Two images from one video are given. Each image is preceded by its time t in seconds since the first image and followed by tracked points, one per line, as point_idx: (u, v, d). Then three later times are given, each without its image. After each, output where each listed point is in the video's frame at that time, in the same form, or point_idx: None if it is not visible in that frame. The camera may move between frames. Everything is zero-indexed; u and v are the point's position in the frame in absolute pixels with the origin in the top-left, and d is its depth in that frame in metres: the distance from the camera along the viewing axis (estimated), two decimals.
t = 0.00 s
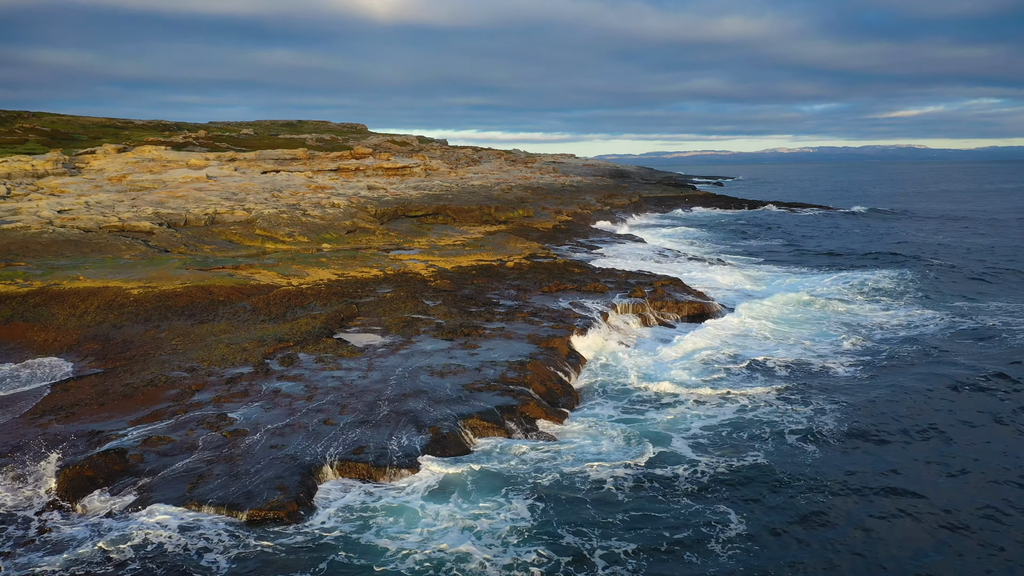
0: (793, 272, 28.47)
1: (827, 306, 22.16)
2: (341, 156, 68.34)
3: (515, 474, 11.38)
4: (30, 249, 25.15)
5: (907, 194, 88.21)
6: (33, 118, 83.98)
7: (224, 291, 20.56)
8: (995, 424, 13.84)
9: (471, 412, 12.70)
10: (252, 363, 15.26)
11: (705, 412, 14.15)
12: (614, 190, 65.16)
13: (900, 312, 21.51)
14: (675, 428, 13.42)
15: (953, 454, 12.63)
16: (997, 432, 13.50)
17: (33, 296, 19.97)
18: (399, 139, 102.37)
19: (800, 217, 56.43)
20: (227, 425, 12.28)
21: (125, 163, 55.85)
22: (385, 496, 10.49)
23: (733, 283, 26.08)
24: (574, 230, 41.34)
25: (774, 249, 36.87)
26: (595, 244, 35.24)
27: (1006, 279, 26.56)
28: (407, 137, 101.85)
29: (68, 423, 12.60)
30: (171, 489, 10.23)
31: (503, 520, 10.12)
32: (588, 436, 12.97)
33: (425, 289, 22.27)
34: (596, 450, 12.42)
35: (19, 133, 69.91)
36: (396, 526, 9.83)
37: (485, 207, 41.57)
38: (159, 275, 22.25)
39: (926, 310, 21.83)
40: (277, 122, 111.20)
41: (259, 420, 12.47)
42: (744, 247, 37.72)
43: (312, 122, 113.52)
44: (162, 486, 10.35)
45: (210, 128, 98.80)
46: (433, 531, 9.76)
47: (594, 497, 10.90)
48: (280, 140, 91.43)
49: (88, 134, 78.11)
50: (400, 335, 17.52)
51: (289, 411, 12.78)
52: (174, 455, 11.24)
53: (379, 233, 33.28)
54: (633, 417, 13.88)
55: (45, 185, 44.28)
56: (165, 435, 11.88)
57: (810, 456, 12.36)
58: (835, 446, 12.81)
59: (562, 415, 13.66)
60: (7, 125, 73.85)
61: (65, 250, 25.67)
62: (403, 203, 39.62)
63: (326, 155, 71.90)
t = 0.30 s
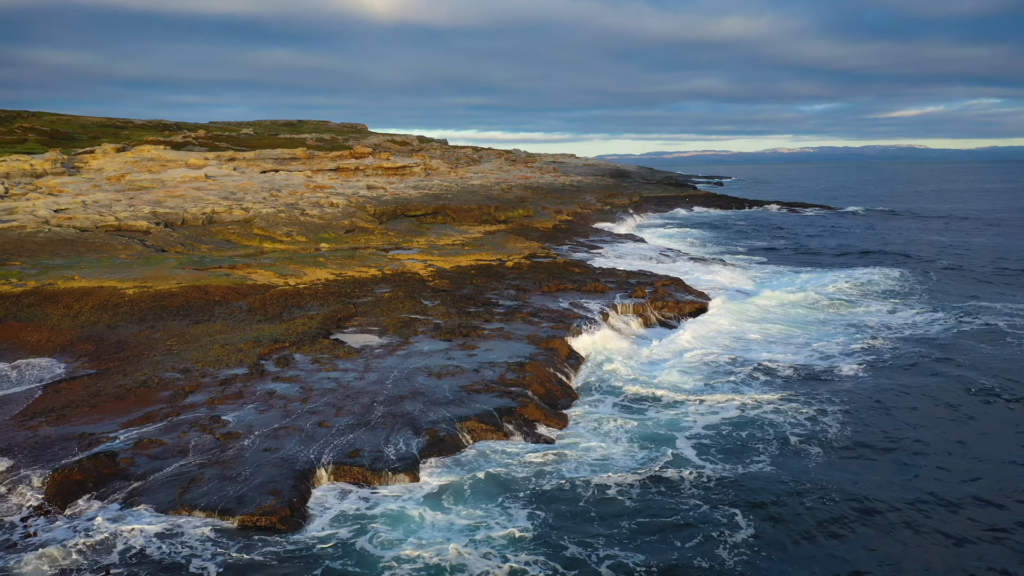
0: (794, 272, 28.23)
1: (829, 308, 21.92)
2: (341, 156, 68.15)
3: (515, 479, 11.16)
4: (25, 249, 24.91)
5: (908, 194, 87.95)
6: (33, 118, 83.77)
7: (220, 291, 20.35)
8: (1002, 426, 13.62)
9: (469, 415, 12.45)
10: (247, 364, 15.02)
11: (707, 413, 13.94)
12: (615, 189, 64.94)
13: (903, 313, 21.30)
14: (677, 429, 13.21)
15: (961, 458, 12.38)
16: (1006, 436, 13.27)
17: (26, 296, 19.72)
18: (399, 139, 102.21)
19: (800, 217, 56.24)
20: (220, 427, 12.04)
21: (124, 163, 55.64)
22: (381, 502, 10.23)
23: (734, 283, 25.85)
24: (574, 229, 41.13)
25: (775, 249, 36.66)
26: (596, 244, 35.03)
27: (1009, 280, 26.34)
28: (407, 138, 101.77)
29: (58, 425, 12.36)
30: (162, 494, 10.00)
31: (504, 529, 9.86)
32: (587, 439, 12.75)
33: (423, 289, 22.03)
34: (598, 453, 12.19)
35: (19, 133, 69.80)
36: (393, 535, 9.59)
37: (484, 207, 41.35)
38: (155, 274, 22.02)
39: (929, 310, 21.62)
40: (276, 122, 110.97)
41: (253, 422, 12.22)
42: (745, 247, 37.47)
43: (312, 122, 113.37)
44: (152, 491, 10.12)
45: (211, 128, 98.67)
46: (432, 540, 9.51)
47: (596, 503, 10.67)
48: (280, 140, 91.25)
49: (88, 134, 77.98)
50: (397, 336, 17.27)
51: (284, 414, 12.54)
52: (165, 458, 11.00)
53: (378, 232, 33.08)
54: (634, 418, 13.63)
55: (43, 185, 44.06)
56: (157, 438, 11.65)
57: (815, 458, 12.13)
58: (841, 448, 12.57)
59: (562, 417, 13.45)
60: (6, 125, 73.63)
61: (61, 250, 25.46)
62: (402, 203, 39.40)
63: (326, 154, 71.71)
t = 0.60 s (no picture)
0: (796, 272, 28.03)
1: (832, 308, 21.69)
2: (340, 155, 67.94)
3: (516, 484, 10.94)
4: (20, 249, 24.66)
5: (909, 194, 87.70)
6: (32, 118, 83.59)
7: (216, 290, 20.12)
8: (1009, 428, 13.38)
9: (467, 417, 12.23)
10: (242, 365, 14.80)
11: (710, 414, 13.72)
12: (616, 189, 64.71)
13: (907, 313, 21.09)
14: (679, 430, 12.99)
15: (968, 460, 12.14)
16: (1014, 437, 13.01)
17: (20, 296, 19.49)
18: (400, 138, 102.04)
19: (801, 217, 56.04)
20: (213, 430, 11.81)
21: (123, 162, 55.38)
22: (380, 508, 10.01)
23: (735, 283, 25.65)
24: (574, 229, 40.91)
25: (776, 249, 36.44)
26: (596, 243, 34.85)
27: (1014, 279, 26.08)
28: (408, 137, 101.61)
29: (49, 428, 12.14)
30: (152, 499, 9.77)
31: (504, 539, 9.59)
32: (588, 441, 12.50)
33: (422, 289, 21.79)
34: (601, 456, 11.97)
35: (19, 132, 69.56)
36: (390, 543, 9.32)
37: (484, 206, 41.12)
38: (151, 274, 21.79)
39: (933, 310, 21.39)
40: (276, 122, 110.74)
41: (247, 424, 12.01)
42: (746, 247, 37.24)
43: (312, 121, 113.18)
44: (142, 495, 9.89)
45: (211, 127, 98.52)
46: (429, 548, 9.24)
47: (599, 509, 10.45)
48: (280, 139, 91.02)
49: (87, 133, 77.77)
50: (395, 336, 17.04)
51: (279, 416, 12.33)
52: (156, 462, 10.78)
53: (377, 232, 32.88)
54: (636, 419, 13.39)
55: (42, 185, 43.84)
56: (148, 441, 11.43)
57: (821, 461, 11.89)
58: (847, 451, 12.34)
59: (562, 419, 13.24)
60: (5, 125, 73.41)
61: (57, 250, 25.23)
62: (401, 202, 39.19)
63: (326, 154, 71.50)
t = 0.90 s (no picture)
0: (797, 272, 27.83)
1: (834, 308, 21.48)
2: (340, 155, 67.76)
3: (518, 489, 10.69)
4: (16, 249, 24.43)
5: (910, 194, 87.45)
6: (32, 117, 83.39)
7: (212, 290, 19.92)
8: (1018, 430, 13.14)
9: (465, 420, 12.01)
10: (237, 366, 14.58)
11: (711, 415, 13.51)
12: (616, 189, 64.51)
13: (911, 313, 20.87)
14: (680, 431, 12.79)
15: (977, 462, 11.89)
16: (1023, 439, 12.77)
17: (13, 296, 19.25)
18: (399, 138, 101.87)
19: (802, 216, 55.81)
20: (206, 432, 11.60)
21: (122, 162, 55.17)
22: (377, 514, 9.77)
23: (736, 283, 25.48)
24: (574, 228, 40.71)
25: (778, 249, 36.22)
26: (596, 243, 34.68)
27: (1017, 279, 25.87)
28: (408, 137, 101.44)
29: (39, 430, 11.91)
30: (142, 503, 9.55)
31: (505, 546, 9.31)
32: (588, 443, 12.26)
33: (420, 289, 21.57)
34: (604, 459, 11.73)
35: (18, 132, 69.33)
36: (386, 551, 9.06)
37: (484, 206, 40.92)
38: (146, 274, 21.56)
39: (937, 310, 21.17)
40: (276, 121, 110.51)
41: (241, 427, 11.78)
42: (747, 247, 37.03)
43: (312, 121, 112.99)
44: (131, 500, 9.67)
45: (210, 127, 98.36)
46: (427, 556, 8.98)
47: (604, 515, 10.19)
48: (280, 139, 90.82)
49: (87, 133, 77.57)
50: (392, 337, 16.81)
51: (273, 418, 12.10)
52: (146, 465, 10.55)
53: (375, 231, 32.70)
54: (637, 420, 13.16)
55: (40, 185, 43.64)
56: (140, 443, 11.22)
57: (828, 465, 11.65)
58: (851, 453, 12.10)
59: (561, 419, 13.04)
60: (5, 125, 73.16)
61: (52, 249, 25.01)
62: (400, 202, 38.99)
63: (326, 154, 71.32)
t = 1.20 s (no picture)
0: (799, 272, 27.62)
1: (837, 308, 21.27)
2: (340, 155, 67.55)
3: (519, 494, 10.46)
4: (11, 249, 24.20)
5: (911, 193, 87.23)
6: (31, 117, 83.21)
7: (208, 290, 19.70)
8: None
9: (463, 422, 11.79)
10: (231, 367, 14.35)
11: (713, 417, 13.30)
12: (617, 188, 64.32)
13: (914, 313, 20.64)
14: (681, 433, 12.59)
15: (986, 466, 11.68)
16: None
17: (7, 296, 19.02)
18: (400, 138, 101.69)
19: (803, 216, 55.59)
20: (199, 435, 11.37)
21: (121, 161, 54.99)
22: (372, 522, 9.52)
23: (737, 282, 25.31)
24: (574, 228, 40.48)
25: (779, 249, 35.99)
26: (596, 242, 34.49)
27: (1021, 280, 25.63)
28: (408, 136, 101.28)
29: (28, 433, 11.68)
30: (131, 507, 9.32)
31: (505, 553, 9.09)
32: (591, 444, 12.05)
33: (418, 288, 21.34)
34: (606, 461, 11.50)
35: (17, 131, 69.13)
36: (384, 559, 8.83)
37: (484, 205, 40.72)
38: (142, 273, 21.35)
39: (941, 311, 20.94)
40: (276, 121, 110.31)
41: (235, 429, 11.56)
42: (749, 246, 36.81)
43: (313, 121, 112.79)
44: (120, 504, 9.44)
45: (210, 127, 98.21)
46: (425, 565, 8.74)
47: (606, 520, 9.97)
48: (280, 138, 90.60)
49: (86, 132, 77.38)
50: (390, 337, 16.59)
51: (267, 420, 11.87)
52: (137, 469, 10.32)
53: (374, 231, 32.49)
54: (640, 422, 12.95)
55: (38, 184, 43.41)
56: (131, 446, 10.99)
57: (833, 469, 11.41)
58: (857, 457, 11.87)
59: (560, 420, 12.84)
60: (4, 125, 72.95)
61: (48, 248, 24.79)
62: (400, 201, 38.79)
63: (325, 154, 71.10)
